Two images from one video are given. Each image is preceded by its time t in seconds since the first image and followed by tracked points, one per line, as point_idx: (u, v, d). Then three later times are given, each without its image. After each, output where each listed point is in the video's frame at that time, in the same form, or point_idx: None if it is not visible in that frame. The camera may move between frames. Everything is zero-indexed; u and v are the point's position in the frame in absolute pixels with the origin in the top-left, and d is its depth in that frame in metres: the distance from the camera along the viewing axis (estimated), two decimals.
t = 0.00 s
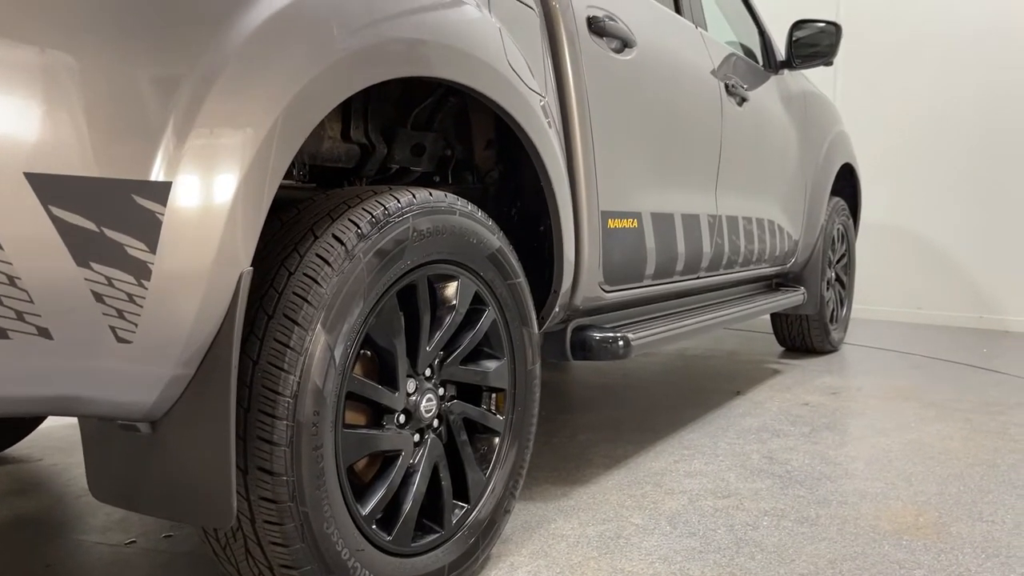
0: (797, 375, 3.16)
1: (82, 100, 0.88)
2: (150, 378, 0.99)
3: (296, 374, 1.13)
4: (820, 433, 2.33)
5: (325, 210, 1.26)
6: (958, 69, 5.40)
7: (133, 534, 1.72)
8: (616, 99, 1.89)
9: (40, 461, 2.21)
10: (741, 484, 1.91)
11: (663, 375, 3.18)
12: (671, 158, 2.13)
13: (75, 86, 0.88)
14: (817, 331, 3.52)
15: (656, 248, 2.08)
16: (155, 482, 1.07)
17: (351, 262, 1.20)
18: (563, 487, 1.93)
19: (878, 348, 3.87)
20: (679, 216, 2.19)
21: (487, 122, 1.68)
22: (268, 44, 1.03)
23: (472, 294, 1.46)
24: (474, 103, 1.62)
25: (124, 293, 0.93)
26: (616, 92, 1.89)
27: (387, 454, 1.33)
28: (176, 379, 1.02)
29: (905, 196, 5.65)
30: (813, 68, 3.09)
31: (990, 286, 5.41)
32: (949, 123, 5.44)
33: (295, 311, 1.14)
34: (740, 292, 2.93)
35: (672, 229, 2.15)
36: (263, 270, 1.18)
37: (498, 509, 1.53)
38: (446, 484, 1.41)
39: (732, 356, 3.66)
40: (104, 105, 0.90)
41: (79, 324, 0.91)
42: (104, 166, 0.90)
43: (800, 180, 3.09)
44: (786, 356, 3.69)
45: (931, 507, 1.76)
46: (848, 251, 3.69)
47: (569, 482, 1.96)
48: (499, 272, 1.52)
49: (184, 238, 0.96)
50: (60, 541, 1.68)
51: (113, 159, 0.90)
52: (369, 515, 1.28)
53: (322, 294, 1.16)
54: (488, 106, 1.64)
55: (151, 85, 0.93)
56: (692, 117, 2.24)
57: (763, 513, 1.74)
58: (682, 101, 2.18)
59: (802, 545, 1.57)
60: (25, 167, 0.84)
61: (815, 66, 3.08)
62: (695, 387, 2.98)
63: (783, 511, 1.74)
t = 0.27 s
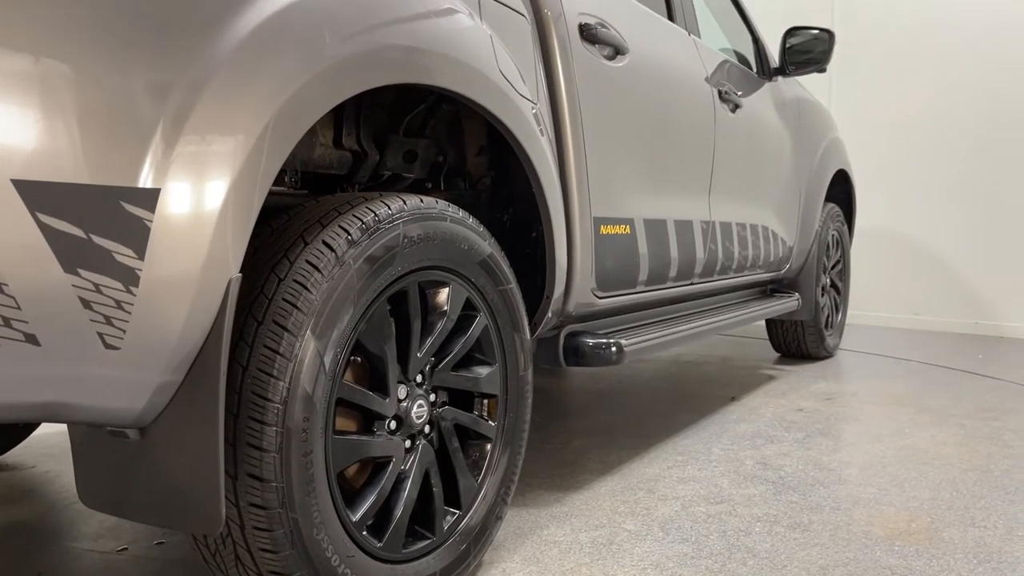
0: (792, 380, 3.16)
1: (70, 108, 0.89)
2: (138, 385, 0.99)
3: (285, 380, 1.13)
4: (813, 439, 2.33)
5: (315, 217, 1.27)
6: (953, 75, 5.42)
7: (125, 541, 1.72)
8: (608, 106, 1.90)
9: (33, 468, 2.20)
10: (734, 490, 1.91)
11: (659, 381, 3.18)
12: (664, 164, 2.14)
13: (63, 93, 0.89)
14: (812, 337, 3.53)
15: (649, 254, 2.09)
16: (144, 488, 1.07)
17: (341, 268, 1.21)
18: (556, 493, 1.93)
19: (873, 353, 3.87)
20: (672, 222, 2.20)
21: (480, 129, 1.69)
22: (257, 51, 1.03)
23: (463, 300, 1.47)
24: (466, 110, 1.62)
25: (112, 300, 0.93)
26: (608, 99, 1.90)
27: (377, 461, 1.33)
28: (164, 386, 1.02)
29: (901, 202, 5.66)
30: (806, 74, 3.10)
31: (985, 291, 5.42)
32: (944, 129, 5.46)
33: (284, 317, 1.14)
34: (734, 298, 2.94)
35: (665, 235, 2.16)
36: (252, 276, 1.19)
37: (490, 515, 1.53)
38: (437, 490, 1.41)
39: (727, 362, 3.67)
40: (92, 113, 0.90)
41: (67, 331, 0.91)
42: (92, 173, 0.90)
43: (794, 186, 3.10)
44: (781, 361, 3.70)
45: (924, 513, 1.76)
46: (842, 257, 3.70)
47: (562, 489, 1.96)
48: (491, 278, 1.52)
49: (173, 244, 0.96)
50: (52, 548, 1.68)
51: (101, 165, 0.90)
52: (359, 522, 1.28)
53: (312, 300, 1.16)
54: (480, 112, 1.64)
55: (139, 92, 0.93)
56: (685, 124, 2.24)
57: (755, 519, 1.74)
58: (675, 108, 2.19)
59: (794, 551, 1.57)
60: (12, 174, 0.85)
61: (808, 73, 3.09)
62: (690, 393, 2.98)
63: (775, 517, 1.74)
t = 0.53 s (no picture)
0: (787, 385, 3.17)
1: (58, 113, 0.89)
2: (127, 390, 0.99)
3: (275, 385, 1.13)
4: (807, 443, 2.33)
5: (306, 222, 1.27)
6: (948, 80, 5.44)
7: (117, 547, 1.71)
8: (601, 111, 1.90)
9: (27, 474, 2.20)
10: (728, 495, 1.91)
11: (654, 386, 3.18)
12: (657, 169, 2.15)
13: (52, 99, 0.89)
14: (807, 341, 3.53)
15: (642, 258, 2.09)
16: (133, 494, 1.07)
17: (331, 274, 1.21)
18: (550, 498, 1.93)
19: (868, 358, 3.88)
20: (665, 226, 2.20)
21: (472, 134, 1.69)
22: (247, 56, 1.03)
23: (455, 305, 1.47)
24: (458, 115, 1.62)
25: (101, 305, 0.93)
26: (601, 104, 1.90)
27: (369, 466, 1.33)
28: (153, 391, 1.02)
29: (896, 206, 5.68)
30: (800, 80, 3.11)
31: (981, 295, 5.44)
32: (939, 133, 5.48)
33: (274, 322, 1.15)
34: (728, 302, 2.94)
35: (658, 240, 2.16)
36: (243, 282, 1.19)
37: (482, 520, 1.53)
38: (429, 495, 1.41)
39: (723, 366, 3.67)
40: (81, 119, 0.90)
41: (55, 337, 0.91)
42: (81, 178, 0.90)
43: (788, 191, 3.11)
44: (777, 366, 3.70)
45: (917, 517, 1.76)
46: (837, 261, 3.70)
47: (556, 493, 1.96)
48: (483, 283, 1.52)
49: (161, 250, 0.96)
50: (43, 554, 1.68)
51: (90, 171, 0.91)
52: (350, 527, 1.27)
53: (302, 306, 1.17)
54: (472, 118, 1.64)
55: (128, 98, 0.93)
56: (678, 128, 2.25)
57: (748, 523, 1.73)
58: (668, 113, 2.20)
59: (787, 555, 1.57)
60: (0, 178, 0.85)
61: (802, 78, 3.10)
62: (685, 397, 2.98)
63: (768, 521, 1.74)
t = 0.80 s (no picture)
0: (782, 387, 3.17)
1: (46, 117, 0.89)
2: (115, 394, 0.99)
3: (265, 388, 1.13)
4: (802, 446, 2.33)
5: (296, 225, 1.27)
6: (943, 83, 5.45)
7: (110, 551, 1.71)
8: (594, 115, 1.91)
9: (20, 478, 2.20)
10: (722, 497, 1.91)
11: (650, 389, 3.18)
12: (651, 173, 2.15)
13: (40, 103, 0.89)
14: (803, 343, 3.53)
15: (636, 261, 2.09)
16: (123, 498, 1.07)
17: (322, 277, 1.21)
18: (544, 502, 1.93)
19: (863, 360, 3.88)
20: (659, 229, 2.21)
21: (464, 138, 1.69)
22: (235, 60, 1.03)
23: (447, 308, 1.47)
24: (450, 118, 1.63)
25: (89, 309, 0.94)
26: (594, 108, 1.91)
27: (360, 469, 1.33)
28: (143, 395, 1.01)
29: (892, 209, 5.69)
30: (794, 83, 3.12)
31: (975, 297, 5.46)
32: (935, 136, 5.49)
33: (264, 325, 1.15)
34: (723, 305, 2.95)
35: (652, 243, 2.16)
36: (233, 285, 1.19)
37: (474, 523, 1.53)
38: (421, 498, 1.41)
39: (718, 369, 3.67)
40: (69, 122, 0.91)
41: (43, 340, 0.91)
42: (69, 182, 0.90)
43: (783, 194, 3.11)
44: (772, 369, 3.70)
45: (910, 520, 1.76)
46: (833, 264, 3.71)
47: (550, 497, 1.96)
48: (475, 286, 1.52)
49: (150, 253, 0.96)
50: (35, 559, 1.67)
51: (78, 175, 0.91)
52: (342, 530, 1.27)
53: (292, 309, 1.17)
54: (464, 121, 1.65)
55: (116, 101, 0.93)
56: (672, 131, 2.25)
57: (742, 526, 1.73)
58: (662, 116, 2.20)
59: (780, 558, 1.57)
60: None
61: (796, 82, 3.10)
62: (681, 400, 2.98)
63: (761, 524, 1.74)
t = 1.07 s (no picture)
0: (778, 389, 3.17)
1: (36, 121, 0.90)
2: (106, 397, 0.98)
3: (257, 390, 1.13)
4: (796, 446, 2.34)
5: (288, 228, 1.27)
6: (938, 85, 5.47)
7: (104, 553, 1.71)
8: (587, 117, 1.91)
9: (14, 481, 2.19)
10: (716, 498, 1.92)
11: (645, 390, 3.18)
12: (645, 175, 2.15)
13: (30, 106, 0.90)
14: (798, 344, 3.54)
15: (630, 263, 2.09)
16: (113, 500, 1.07)
17: (313, 279, 1.21)
18: (538, 503, 1.93)
19: (859, 361, 3.88)
20: (653, 231, 2.21)
21: (458, 140, 1.70)
22: (226, 62, 1.03)
23: (439, 310, 1.47)
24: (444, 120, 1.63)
25: (79, 311, 0.94)
26: (588, 110, 1.91)
27: (353, 471, 1.33)
28: (133, 398, 1.01)
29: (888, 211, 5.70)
30: (789, 84, 3.12)
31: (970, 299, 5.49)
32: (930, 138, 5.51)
33: (255, 327, 1.15)
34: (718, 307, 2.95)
35: (646, 244, 2.17)
36: (224, 288, 1.19)
37: (467, 525, 1.53)
38: (414, 500, 1.41)
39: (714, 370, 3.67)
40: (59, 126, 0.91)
41: (33, 343, 0.92)
42: (58, 185, 0.91)
43: (778, 195, 3.12)
44: (768, 369, 3.71)
45: (903, 520, 1.76)
46: (828, 265, 3.71)
47: (544, 498, 1.96)
48: (467, 288, 1.53)
49: (140, 255, 0.96)
50: (29, 561, 1.67)
51: (68, 178, 0.91)
52: (334, 532, 1.27)
53: (284, 311, 1.17)
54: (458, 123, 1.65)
55: (105, 104, 0.94)
56: (666, 133, 2.26)
57: (735, 527, 1.74)
58: (656, 117, 2.21)
59: (773, 559, 1.57)
60: None
61: (791, 83, 3.11)
62: (676, 401, 2.99)
63: (755, 525, 1.75)
